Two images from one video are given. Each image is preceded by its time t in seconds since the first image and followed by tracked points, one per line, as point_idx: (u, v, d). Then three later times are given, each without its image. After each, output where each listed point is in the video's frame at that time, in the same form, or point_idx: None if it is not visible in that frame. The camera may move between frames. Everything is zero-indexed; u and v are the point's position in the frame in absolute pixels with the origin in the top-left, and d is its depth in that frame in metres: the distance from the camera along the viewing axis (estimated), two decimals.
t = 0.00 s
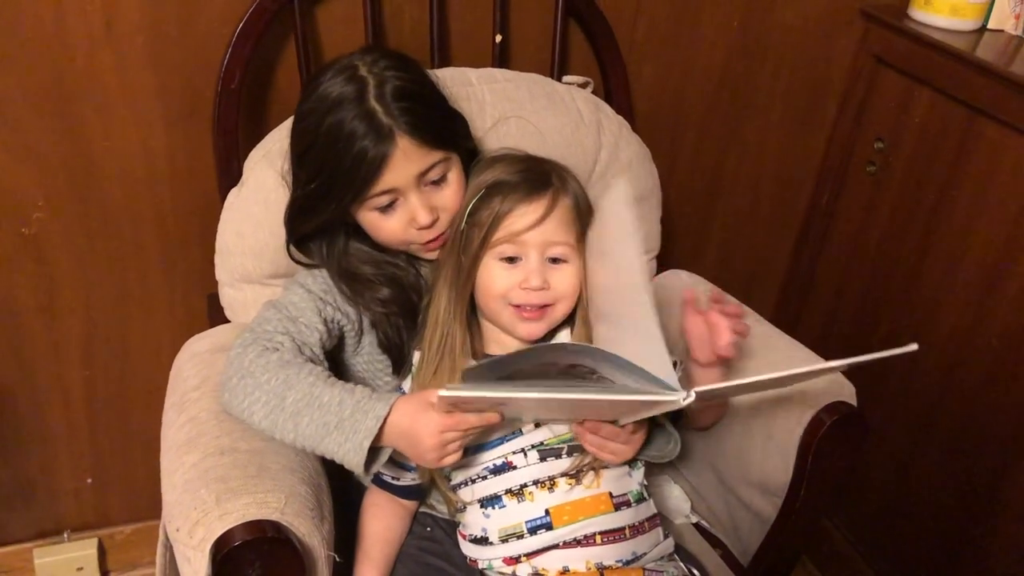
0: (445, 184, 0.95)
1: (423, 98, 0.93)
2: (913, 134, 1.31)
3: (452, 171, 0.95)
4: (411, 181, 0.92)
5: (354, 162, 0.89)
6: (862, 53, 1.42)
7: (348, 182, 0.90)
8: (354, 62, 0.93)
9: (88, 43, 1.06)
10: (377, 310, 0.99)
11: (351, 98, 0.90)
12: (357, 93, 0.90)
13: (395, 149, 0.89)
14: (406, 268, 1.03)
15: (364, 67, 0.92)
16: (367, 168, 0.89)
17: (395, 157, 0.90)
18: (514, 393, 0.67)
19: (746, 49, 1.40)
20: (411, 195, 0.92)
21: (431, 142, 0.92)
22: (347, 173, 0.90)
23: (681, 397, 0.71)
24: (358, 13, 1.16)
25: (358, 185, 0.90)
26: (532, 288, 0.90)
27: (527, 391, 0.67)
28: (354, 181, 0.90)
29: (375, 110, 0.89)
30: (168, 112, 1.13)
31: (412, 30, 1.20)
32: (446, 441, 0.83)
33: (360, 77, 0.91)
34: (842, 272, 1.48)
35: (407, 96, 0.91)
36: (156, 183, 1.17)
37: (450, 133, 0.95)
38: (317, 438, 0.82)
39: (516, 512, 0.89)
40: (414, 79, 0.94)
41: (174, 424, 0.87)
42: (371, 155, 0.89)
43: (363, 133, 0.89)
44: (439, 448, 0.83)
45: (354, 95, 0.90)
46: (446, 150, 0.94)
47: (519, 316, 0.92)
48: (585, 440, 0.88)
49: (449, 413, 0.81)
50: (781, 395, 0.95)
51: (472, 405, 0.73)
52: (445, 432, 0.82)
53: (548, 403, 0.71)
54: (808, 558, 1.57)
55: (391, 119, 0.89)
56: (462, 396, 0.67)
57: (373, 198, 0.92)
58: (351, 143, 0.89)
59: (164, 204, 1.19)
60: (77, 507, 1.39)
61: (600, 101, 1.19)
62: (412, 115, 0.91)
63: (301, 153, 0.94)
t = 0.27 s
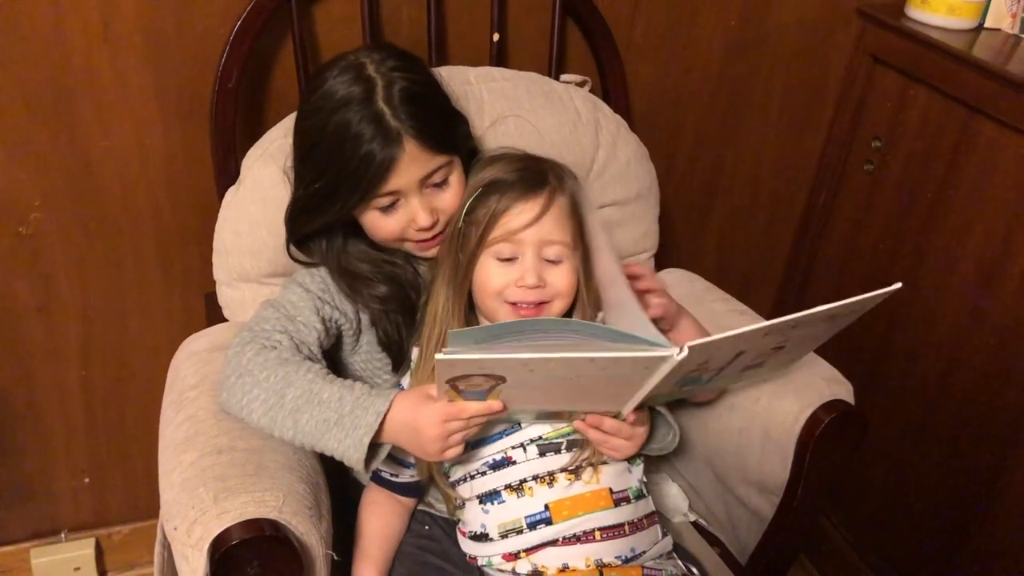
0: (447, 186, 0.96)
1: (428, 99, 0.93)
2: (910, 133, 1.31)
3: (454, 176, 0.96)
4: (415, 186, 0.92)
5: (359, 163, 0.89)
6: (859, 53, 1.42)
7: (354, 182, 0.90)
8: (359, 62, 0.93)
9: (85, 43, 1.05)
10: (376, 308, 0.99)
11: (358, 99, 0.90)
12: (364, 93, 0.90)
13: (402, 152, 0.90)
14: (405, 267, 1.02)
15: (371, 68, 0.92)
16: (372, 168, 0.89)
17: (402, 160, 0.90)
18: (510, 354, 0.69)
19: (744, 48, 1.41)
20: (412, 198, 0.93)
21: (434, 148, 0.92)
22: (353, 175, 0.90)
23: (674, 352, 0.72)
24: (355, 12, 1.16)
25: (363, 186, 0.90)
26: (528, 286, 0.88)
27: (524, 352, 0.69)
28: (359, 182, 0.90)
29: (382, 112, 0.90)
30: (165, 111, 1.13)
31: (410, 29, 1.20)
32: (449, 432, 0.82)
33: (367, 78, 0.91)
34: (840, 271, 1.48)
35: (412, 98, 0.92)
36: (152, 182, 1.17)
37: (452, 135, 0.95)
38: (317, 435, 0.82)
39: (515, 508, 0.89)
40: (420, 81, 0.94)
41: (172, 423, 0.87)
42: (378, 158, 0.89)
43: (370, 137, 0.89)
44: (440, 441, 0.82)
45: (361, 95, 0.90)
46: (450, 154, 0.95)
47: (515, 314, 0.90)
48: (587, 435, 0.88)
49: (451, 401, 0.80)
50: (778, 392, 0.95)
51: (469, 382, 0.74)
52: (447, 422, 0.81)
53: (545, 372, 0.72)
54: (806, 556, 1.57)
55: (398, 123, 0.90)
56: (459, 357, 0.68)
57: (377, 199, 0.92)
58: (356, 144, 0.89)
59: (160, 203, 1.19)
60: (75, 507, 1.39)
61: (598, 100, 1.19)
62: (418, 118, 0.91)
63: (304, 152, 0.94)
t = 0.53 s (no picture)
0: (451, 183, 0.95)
1: (433, 97, 0.93)
2: (909, 132, 1.31)
3: (457, 172, 0.95)
4: (417, 183, 0.92)
5: (363, 160, 0.89)
6: (858, 51, 1.42)
7: (357, 180, 0.90)
8: (366, 60, 0.93)
9: (84, 45, 1.05)
10: (378, 309, 0.99)
11: (363, 96, 0.90)
12: (371, 90, 0.90)
13: (406, 150, 0.89)
14: (406, 267, 1.02)
15: (377, 66, 0.92)
16: (376, 167, 0.89)
17: (405, 158, 0.90)
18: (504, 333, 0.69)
19: (743, 47, 1.40)
20: (416, 196, 0.93)
21: (440, 144, 0.92)
22: (356, 172, 0.90)
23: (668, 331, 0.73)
24: (354, 13, 1.16)
25: (367, 185, 0.90)
26: (525, 282, 0.89)
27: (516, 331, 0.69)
28: (363, 180, 0.90)
29: (389, 109, 0.89)
30: (164, 114, 1.13)
31: (409, 30, 1.20)
32: (453, 430, 0.82)
33: (373, 75, 0.91)
34: (840, 270, 1.48)
35: (417, 96, 0.92)
36: (152, 184, 1.17)
37: (457, 132, 0.96)
38: (319, 437, 0.82)
39: (516, 508, 0.89)
40: (425, 79, 0.94)
41: (173, 425, 0.87)
42: (382, 156, 0.89)
43: (374, 133, 0.89)
44: (445, 439, 0.82)
45: (366, 94, 0.90)
46: (454, 151, 0.95)
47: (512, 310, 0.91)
48: (592, 437, 0.89)
49: (455, 399, 0.80)
50: (779, 391, 0.95)
51: (468, 372, 0.75)
52: (450, 420, 0.82)
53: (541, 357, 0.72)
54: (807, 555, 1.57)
55: (404, 120, 0.89)
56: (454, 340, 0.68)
57: (379, 195, 0.92)
58: (360, 142, 0.89)
59: (160, 206, 1.19)
60: (77, 510, 1.39)
61: (598, 101, 1.19)
62: (423, 116, 0.91)
63: (308, 149, 0.94)
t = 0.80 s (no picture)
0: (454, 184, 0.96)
1: (435, 97, 0.94)
2: (911, 132, 1.31)
3: (460, 173, 0.96)
4: (420, 184, 0.93)
5: (365, 158, 0.90)
6: (860, 52, 1.42)
7: (359, 177, 0.91)
8: (371, 60, 0.93)
9: (87, 53, 1.06)
10: (381, 313, 0.99)
11: (366, 96, 0.90)
12: (374, 90, 0.91)
13: (410, 148, 0.90)
14: (409, 271, 1.03)
15: (380, 66, 0.92)
16: (379, 165, 0.90)
17: (409, 157, 0.90)
18: (503, 357, 0.65)
19: (745, 49, 1.41)
20: (418, 196, 0.93)
21: (443, 144, 0.93)
22: (360, 171, 0.90)
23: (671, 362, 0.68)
24: (356, 19, 1.17)
25: (371, 181, 0.90)
26: (514, 267, 0.87)
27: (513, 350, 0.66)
28: (366, 177, 0.90)
29: (392, 108, 0.90)
30: (168, 120, 1.13)
31: (410, 35, 1.21)
32: (454, 439, 0.82)
33: (376, 75, 0.92)
34: (843, 271, 1.48)
35: (420, 96, 0.92)
36: (155, 191, 1.18)
37: (459, 133, 0.96)
38: (323, 443, 0.82)
39: (515, 516, 0.89)
40: (428, 80, 0.94)
41: (177, 431, 0.88)
42: (385, 154, 0.89)
43: (377, 133, 0.89)
44: (446, 447, 0.82)
45: (370, 92, 0.90)
46: (458, 153, 0.96)
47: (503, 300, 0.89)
48: (599, 447, 0.89)
49: (456, 409, 0.80)
50: (782, 392, 0.95)
51: (468, 390, 0.73)
52: (452, 430, 0.82)
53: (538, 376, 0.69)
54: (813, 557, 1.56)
55: (408, 120, 0.90)
56: (453, 364, 0.65)
57: (381, 194, 0.92)
58: (364, 140, 0.90)
59: (164, 212, 1.20)
60: (83, 516, 1.40)
61: (599, 103, 1.19)
62: (426, 114, 0.92)
63: (312, 150, 0.94)
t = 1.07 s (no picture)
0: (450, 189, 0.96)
1: (433, 101, 0.94)
2: (915, 132, 1.31)
3: (457, 178, 0.96)
4: (416, 189, 0.93)
5: (361, 162, 0.90)
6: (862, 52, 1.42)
7: (357, 182, 0.91)
8: (368, 65, 0.93)
9: (89, 60, 1.06)
10: (384, 319, 0.99)
11: (363, 99, 0.90)
12: (371, 93, 0.91)
13: (403, 153, 0.90)
14: (410, 276, 1.03)
15: (378, 70, 0.92)
16: (375, 170, 0.90)
17: (403, 161, 0.90)
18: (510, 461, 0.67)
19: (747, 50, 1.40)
20: (415, 201, 0.93)
21: (439, 149, 0.93)
22: (355, 174, 0.91)
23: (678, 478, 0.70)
24: (356, 24, 1.16)
25: (366, 186, 0.91)
26: (507, 274, 0.88)
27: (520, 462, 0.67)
28: (363, 181, 0.90)
29: (388, 112, 0.90)
30: (170, 127, 1.13)
31: (411, 38, 1.20)
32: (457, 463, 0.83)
33: (374, 79, 0.92)
34: (848, 272, 1.48)
35: (418, 100, 0.92)
36: (158, 197, 1.18)
37: (457, 137, 0.96)
38: (327, 452, 0.82)
39: (520, 521, 0.89)
40: (425, 84, 0.94)
41: (181, 438, 0.87)
42: (380, 159, 0.89)
43: (372, 137, 0.89)
44: (448, 467, 0.83)
45: (367, 96, 0.90)
46: (454, 158, 0.95)
47: (496, 307, 0.90)
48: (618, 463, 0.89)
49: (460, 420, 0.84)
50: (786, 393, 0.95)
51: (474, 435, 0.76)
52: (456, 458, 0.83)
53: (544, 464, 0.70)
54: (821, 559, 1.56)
55: (403, 124, 0.90)
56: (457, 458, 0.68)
57: (378, 199, 0.92)
58: (359, 144, 0.90)
59: (167, 219, 1.20)
60: (89, 522, 1.40)
61: (601, 106, 1.19)
62: (423, 119, 0.91)
63: (311, 154, 0.94)
